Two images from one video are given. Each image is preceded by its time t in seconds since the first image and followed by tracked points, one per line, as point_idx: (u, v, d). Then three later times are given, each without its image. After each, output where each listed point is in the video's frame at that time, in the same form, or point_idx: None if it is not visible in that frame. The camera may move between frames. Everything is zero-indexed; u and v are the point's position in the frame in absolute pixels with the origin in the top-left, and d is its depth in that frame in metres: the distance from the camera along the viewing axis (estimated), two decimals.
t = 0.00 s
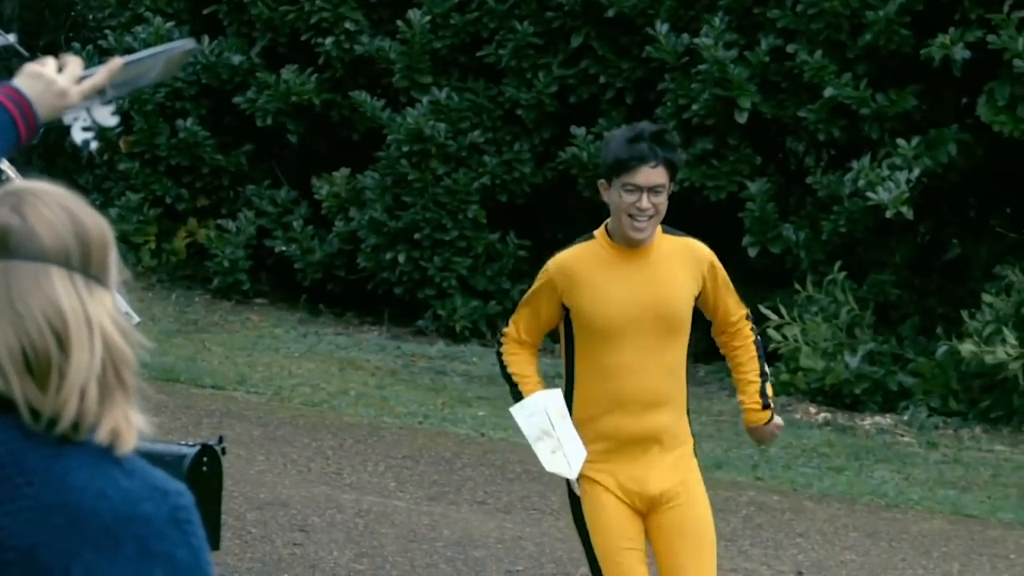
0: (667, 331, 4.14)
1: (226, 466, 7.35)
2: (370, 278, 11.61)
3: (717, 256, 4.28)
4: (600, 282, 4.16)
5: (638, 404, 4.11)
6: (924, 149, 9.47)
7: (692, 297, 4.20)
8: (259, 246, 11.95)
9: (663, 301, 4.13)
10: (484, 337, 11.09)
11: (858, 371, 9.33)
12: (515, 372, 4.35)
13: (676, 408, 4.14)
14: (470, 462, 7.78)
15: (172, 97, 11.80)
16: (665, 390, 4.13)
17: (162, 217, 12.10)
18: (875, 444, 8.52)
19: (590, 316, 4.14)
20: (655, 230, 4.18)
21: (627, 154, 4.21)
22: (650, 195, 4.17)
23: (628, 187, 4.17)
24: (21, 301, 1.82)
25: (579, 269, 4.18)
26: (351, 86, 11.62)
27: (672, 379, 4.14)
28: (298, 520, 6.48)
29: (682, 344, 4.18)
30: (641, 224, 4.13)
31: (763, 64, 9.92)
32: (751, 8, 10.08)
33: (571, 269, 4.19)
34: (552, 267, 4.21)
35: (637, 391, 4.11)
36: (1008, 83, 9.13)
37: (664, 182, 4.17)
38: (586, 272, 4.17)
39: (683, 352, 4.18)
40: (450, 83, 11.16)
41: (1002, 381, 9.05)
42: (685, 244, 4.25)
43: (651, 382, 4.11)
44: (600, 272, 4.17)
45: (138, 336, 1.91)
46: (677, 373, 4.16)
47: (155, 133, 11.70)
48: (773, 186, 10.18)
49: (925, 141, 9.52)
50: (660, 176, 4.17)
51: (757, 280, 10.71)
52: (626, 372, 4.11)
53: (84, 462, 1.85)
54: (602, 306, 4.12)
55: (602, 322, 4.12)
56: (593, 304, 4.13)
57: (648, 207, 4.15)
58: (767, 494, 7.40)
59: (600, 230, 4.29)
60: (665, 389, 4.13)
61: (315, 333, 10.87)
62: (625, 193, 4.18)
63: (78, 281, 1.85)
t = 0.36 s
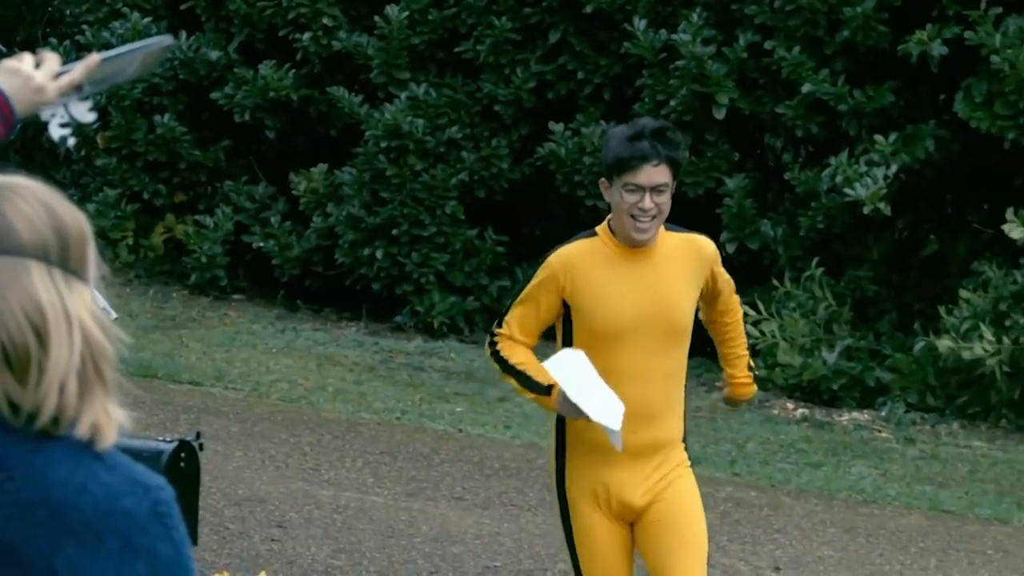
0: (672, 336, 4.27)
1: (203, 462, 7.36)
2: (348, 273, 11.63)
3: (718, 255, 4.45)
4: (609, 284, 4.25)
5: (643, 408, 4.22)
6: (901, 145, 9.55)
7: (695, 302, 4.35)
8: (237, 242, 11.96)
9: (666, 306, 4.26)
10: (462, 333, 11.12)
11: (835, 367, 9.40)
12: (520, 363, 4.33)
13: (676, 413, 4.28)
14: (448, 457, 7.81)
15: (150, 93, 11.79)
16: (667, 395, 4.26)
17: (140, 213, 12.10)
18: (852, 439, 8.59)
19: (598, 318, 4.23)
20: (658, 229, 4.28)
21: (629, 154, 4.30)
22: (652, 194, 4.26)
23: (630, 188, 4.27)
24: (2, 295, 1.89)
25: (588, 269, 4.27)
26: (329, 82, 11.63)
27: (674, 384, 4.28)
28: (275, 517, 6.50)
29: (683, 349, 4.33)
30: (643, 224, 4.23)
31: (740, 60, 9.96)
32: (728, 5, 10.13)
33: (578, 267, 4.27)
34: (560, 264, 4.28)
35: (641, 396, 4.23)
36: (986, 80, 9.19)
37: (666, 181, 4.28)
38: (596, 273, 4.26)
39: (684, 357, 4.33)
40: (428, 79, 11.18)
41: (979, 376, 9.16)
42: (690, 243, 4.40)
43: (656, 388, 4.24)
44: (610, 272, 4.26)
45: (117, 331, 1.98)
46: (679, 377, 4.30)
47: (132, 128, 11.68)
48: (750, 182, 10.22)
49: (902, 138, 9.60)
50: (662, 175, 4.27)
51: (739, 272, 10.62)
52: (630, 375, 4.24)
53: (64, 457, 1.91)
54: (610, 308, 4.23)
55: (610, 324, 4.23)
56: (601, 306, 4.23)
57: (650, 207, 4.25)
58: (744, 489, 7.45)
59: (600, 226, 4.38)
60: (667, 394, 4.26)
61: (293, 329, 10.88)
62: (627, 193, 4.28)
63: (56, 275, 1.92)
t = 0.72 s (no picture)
0: (678, 350, 4.19)
1: (187, 460, 7.35)
2: (332, 271, 11.62)
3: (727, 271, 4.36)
4: (617, 293, 4.17)
5: (645, 422, 4.15)
6: (885, 144, 9.58)
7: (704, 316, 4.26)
8: (220, 240, 11.94)
9: (676, 316, 4.17)
10: (446, 331, 11.12)
11: (819, 365, 9.44)
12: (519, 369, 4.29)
13: (680, 428, 4.21)
14: (431, 455, 7.82)
15: (133, 90, 11.77)
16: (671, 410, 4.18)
17: (123, 210, 12.08)
18: (836, 437, 8.61)
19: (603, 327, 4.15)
20: (666, 238, 4.20)
21: (636, 159, 4.23)
22: (660, 201, 4.19)
23: (637, 194, 4.20)
24: None
25: (596, 277, 4.19)
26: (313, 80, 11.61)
27: (680, 399, 4.20)
28: (259, 514, 6.49)
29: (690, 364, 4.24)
30: (651, 231, 4.16)
31: (724, 58, 9.98)
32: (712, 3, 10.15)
33: (586, 275, 4.19)
34: (567, 270, 4.21)
35: (645, 410, 4.15)
36: (969, 78, 9.23)
37: (674, 188, 4.20)
38: (604, 281, 4.18)
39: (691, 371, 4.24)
40: (411, 76, 11.17)
41: (962, 375, 9.19)
42: (701, 255, 4.31)
43: (660, 403, 4.17)
44: (618, 281, 4.18)
45: (105, 328, 2.01)
46: (685, 393, 4.22)
47: (116, 125, 11.66)
48: (734, 180, 10.24)
49: (886, 136, 9.62)
50: (670, 181, 4.20)
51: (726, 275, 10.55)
52: (635, 388, 4.16)
53: (51, 454, 1.93)
54: (617, 319, 4.14)
55: (616, 335, 4.15)
56: (608, 316, 4.15)
57: (659, 214, 4.17)
58: (728, 487, 7.47)
59: (607, 236, 4.31)
60: (672, 409, 4.18)
61: (276, 326, 10.86)
62: (634, 200, 4.20)
63: (42, 272, 1.95)
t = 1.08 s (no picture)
0: (680, 365, 3.96)
1: (173, 458, 7.34)
2: (318, 269, 11.60)
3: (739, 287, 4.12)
4: (614, 304, 3.97)
5: (642, 442, 3.93)
6: (871, 143, 9.60)
7: (710, 331, 4.03)
8: (206, 238, 11.92)
9: (675, 331, 3.95)
10: (432, 329, 11.12)
11: (805, 364, 9.47)
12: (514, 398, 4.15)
13: (681, 451, 3.98)
14: (418, 454, 7.81)
15: (120, 88, 11.75)
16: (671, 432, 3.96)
17: (109, 208, 12.05)
18: (822, 436, 8.63)
19: (598, 339, 3.95)
20: (671, 236, 4.03)
21: (637, 155, 4.10)
22: (663, 196, 4.04)
23: (639, 189, 4.06)
24: None
25: (592, 285, 4.01)
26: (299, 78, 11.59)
27: (681, 419, 3.97)
28: (245, 512, 6.49)
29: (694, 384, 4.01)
30: (653, 227, 4.00)
31: (711, 57, 9.99)
32: (699, 2, 10.15)
33: (582, 282, 4.02)
34: (564, 279, 4.05)
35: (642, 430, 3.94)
36: (955, 77, 9.25)
37: (677, 182, 4.06)
38: (600, 290, 4.00)
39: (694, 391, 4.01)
40: (398, 75, 11.16)
41: (948, 374, 9.20)
42: (708, 268, 4.09)
43: (658, 422, 3.94)
44: (616, 291, 3.99)
45: (95, 324, 2.01)
46: (687, 414, 3.99)
47: (102, 123, 11.64)
48: (721, 179, 10.25)
49: (873, 136, 9.64)
50: (672, 176, 4.06)
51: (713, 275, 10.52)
52: (632, 406, 3.93)
53: (42, 452, 1.95)
54: (612, 330, 3.94)
55: (614, 348, 3.94)
56: (604, 327, 3.95)
57: (661, 209, 4.02)
58: (714, 486, 7.48)
59: (611, 243, 4.15)
60: (671, 429, 3.96)
61: (262, 324, 10.85)
62: (636, 196, 4.06)
63: (31, 270, 1.95)
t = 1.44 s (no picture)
0: (676, 335, 4.10)
1: (159, 457, 7.34)
2: (305, 269, 11.59)
3: (747, 243, 4.20)
4: (611, 279, 4.13)
5: (639, 416, 4.09)
6: (858, 143, 9.64)
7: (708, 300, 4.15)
8: (193, 236, 11.92)
9: (671, 304, 4.09)
10: (419, 329, 11.13)
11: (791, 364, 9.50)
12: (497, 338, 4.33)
13: (679, 423, 4.13)
14: (404, 453, 7.82)
15: (106, 86, 11.74)
16: (668, 405, 4.11)
17: (96, 206, 12.03)
18: (808, 436, 8.66)
19: (595, 313, 4.11)
20: (672, 211, 4.14)
21: (640, 127, 4.15)
22: (665, 172, 4.11)
23: (641, 164, 4.13)
24: None
25: (590, 257, 4.17)
26: (286, 77, 11.59)
27: (678, 394, 4.12)
28: (231, 512, 6.49)
29: (695, 358, 4.14)
30: (654, 206, 4.10)
31: (698, 57, 10.00)
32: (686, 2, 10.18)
33: (580, 255, 4.18)
34: (563, 249, 4.21)
35: (639, 404, 4.09)
36: (943, 78, 9.27)
37: (680, 158, 4.12)
38: (598, 264, 4.15)
39: (694, 364, 4.14)
40: (385, 74, 11.16)
41: (935, 375, 9.22)
42: (709, 234, 4.19)
43: (655, 396, 4.10)
44: (614, 265, 4.15)
45: (84, 323, 2.07)
46: (686, 387, 4.13)
47: (89, 122, 11.63)
48: (707, 179, 10.27)
49: (860, 136, 9.67)
50: (675, 151, 4.12)
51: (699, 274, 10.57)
52: (629, 378, 4.09)
53: (33, 451, 2.01)
54: (607, 304, 4.10)
55: (609, 322, 4.10)
56: (599, 300, 4.11)
57: (662, 186, 4.11)
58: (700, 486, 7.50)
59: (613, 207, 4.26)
60: (668, 403, 4.11)
61: (249, 323, 10.85)
62: (638, 169, 4.13)
63: (22, 270, 2.00)
